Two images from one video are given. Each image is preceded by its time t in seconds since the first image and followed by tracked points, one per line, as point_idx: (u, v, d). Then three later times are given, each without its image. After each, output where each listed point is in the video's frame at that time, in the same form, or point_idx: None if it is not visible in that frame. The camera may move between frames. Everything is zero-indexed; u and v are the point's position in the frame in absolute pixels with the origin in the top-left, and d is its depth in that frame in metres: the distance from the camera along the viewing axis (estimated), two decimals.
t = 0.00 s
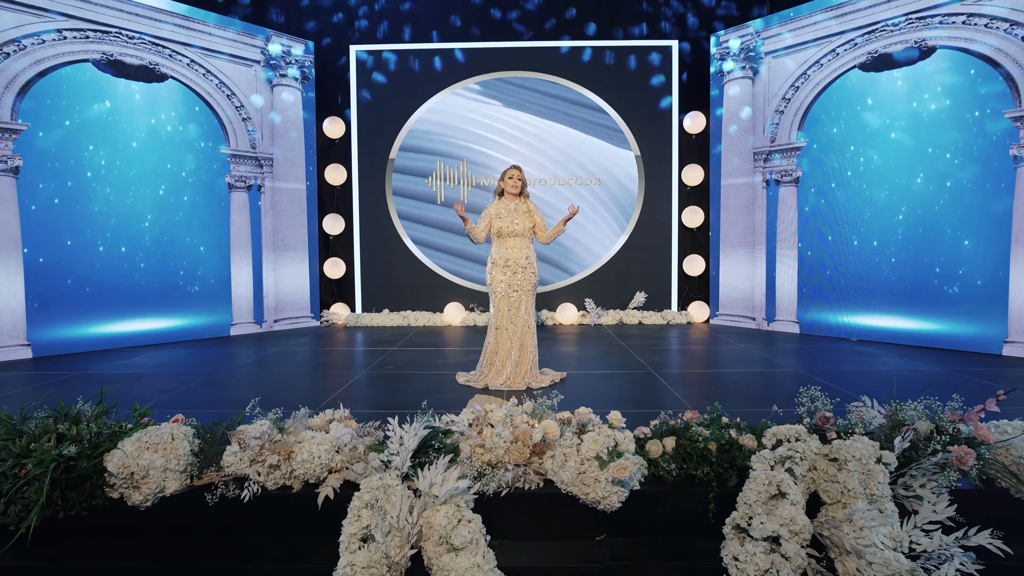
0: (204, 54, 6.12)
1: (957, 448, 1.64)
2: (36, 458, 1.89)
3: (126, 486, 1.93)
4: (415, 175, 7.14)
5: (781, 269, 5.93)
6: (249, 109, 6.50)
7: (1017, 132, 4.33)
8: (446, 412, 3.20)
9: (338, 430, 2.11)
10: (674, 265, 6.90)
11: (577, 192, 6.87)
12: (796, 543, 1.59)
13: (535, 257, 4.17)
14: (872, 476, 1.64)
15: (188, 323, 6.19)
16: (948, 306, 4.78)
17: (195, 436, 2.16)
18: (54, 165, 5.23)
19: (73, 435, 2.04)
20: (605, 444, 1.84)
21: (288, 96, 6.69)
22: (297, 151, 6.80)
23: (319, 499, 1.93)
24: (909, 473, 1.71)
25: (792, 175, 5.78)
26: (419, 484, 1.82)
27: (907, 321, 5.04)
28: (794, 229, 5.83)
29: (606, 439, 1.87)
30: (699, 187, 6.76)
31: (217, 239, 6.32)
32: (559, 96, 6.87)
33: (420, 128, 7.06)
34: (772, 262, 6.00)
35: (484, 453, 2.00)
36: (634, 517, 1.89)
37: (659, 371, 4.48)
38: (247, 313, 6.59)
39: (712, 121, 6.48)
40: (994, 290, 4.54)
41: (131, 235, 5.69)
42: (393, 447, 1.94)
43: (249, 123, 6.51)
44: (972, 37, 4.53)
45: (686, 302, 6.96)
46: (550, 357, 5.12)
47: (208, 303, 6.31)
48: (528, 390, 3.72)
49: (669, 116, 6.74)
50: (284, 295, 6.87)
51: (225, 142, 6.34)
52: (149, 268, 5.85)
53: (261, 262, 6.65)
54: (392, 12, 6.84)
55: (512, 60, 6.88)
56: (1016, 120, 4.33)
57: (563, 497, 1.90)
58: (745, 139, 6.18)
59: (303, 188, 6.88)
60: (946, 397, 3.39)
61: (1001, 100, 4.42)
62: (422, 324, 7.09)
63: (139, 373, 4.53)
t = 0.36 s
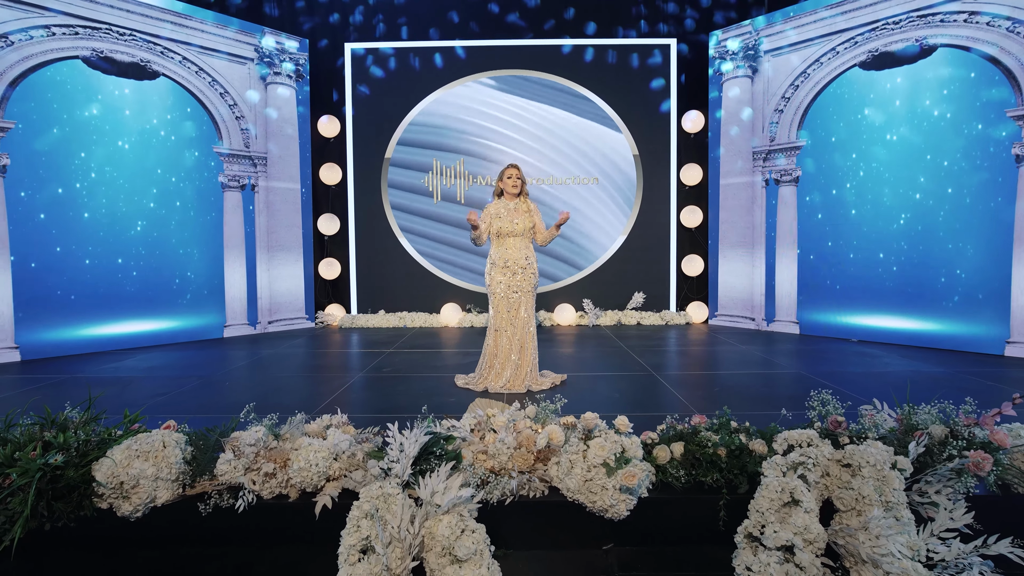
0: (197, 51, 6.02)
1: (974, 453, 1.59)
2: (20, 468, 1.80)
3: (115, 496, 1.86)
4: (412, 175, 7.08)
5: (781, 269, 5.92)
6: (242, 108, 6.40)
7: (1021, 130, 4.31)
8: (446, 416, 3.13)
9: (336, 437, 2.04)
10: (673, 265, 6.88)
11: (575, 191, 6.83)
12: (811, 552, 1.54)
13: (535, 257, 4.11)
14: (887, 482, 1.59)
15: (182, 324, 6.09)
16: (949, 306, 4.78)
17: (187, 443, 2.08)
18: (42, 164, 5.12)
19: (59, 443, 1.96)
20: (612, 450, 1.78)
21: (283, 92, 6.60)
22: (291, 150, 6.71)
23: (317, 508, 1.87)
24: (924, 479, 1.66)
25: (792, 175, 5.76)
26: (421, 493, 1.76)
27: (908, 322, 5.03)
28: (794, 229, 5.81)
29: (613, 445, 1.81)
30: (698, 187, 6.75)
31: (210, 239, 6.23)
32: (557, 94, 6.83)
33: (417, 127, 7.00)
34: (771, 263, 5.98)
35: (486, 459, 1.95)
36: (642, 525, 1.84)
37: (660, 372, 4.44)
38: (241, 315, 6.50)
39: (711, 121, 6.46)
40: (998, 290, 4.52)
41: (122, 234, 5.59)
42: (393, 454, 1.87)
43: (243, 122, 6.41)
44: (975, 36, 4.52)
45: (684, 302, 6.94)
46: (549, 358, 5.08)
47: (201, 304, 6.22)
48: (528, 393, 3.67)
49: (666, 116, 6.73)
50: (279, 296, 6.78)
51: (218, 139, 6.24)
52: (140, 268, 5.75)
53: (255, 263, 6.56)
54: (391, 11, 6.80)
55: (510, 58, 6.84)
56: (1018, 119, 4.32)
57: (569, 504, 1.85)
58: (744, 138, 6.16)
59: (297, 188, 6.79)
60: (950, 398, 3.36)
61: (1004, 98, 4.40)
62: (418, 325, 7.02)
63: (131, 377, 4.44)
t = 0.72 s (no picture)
0: (188, 48, 5.93)
1: (989, 458, 1.55)
2: (2, 479, 1.71)
3: (103, 507, 1.79)
4: (407, 174, 7.02)
5: (779, 269, 5.91)
6: (234, 106, 6.31)
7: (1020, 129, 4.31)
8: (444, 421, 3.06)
9: (333, 444, 1.98)
10: (670, 265, 6.87)
11: (572, 191, 6.80)
12: (825, 562, 1.50)
13: (533, 258, 4.06)
14: (902, 489, 1.55)
15: (173, 326, 5.99)
16: (948, 306, 4.78)
17: (179, 450, 2.01)
18: (29, 163, 5.01)
19: (44, 452, 1.89)
20: (618, 456, 1.74)
21: (277, 87, 6.52)
22: (284, 149, 6.62)
23: (313, 519, 1.81)
24: (938, 485, 1.62)
25: (790, 174, 5.75)
26: (422, 502, 1.70)
27: (907, 322, 5.03)
28: (792, 229, 5.80)
29: (620, 452, 1.76)
30: (695, 187, 6.74)
31: (201, 239, 6.12)
32: (553, 94, 6.79)
33: (412, 126, 6.94)
34: (769, 263, 5.98)
35: (489, 466, 1.90)
36: (651, 534, 1.79)
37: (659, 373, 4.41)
38: (233, 317, 6.41)
39: (709, 120, 6.43)
40: (998, 289, 4.51)
41: (110, 233, 5.47)
42: (393, 461, 1.81)
43: (235, 120, 6.32)
44: (976, 34, 4.50)
45: (681, 303, 6.93)
46: (546, 360, 5.03)
47: (193, 305, 6.12)
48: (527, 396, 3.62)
49: (663, 115, 6.71)
50: (272, 297, 6.69)
51: (208, 138, 6.13)
52: (130, 268, 5.64)
53: (247, 263, 6.47)
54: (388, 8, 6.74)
55: (507, 56, 6.79)
56: (1018, 117, 4.31)
57: (574, 512, 1.80)
58: (740, 138, 6.15)
59: (290, 187, 6.69)
60: (953, 400, 3.33)
61: (1003, 96, 4.40)
62: (414, 326, 6.95)
63: (121, 381, 4.34)
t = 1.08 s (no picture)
0: (178, 46, 5.82)
1: (1005, 464, 1.51)
2: None
3: (90, 520, 1.71)
4: (401, 174, 6.95)
5: (776, 270, 5.90)
6: (225, 104, 6.21)
7: (1018, 128, 4.32)
8: (443, 426, 3.01)
9: (330, 451, 1.92)
10: (667, 266, 6.85)
11: (568, 190, 6.77)
12: (839, 572, 1.45)
13: (531, 258, 4.01)
14: (916, 495, 1.51)
15: (164, 328, 5.88)
16: (947, 306, 4.78)
17: (169, 459, 1.94)
18: (14, 162, 4.89)
19: (28, 462, 1.81)
20: (626, 463, 1.69)
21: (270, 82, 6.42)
22: (277, 147, 6.52)
23: (310, 531, 1.74)
24: (952, 491, 1.59)
25: (787, 174, 5.74)
26: (422, 511, 1.65)
27: (905, 322, 5.03)
28: (790, 229, 5.78)
29: (627, 459, 1.71)
30: (691, 186, 6.73)
31: (192, 239, 6.02)
32: (550, 92, 6.75)
33: (407, 124, 6.87)
34: (766, 263, 5.97)
35: (491, 474, 1.85)
36: (660, 543, 1.74)
37: (658, 375, 4.37)
38: (225, 318, 6.31)
39: (706, 119, 6.42)
40: (997, 289, 4.52)
41: (99, 233, 5.36)
42: (393, 469, 1.75)
43: (227, 119, 6.23)
44: (975, 33, 4.52)
45: (678, 303, 6.91)
46: (544, 362, 4.98)
47: (183, 307, 6.01)
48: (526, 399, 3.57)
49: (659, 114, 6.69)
50: (264, 299, 6.60)
51: (198, 137, 6.02)
52: (120, 269, 5.53)
53: (239, 265, 6.37)
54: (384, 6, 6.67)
55: (503, 54, 6.74)
56: (1016, 117, 4.31)
57: (579, 521, 1.76)
58: (738, 138, 6.14)
59: (283, 187, 6.60)
60: (955, 401, 3.32)
61: (1001, 95, 4.41)
62: (408, 328, 6.87)
63: (111, 385, 4.25)
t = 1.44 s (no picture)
0: (168, 43, 5.72)
1: None
2: None
3: (76, 535, 1.64)
4: (395, 174, 6.88)
5: (773, 270, 5.89)
6: (216, 102, 6.10)
7: (1017, 128, 4.33)
8: (443, 432, 2.95)
9: (328, 460, 1.85)
10: (663, 266, 6.83)
11: (564, 190, 6.73)
12: None
13: (530, 258, 3.96)
14: (933, 503, 1.47)
15: (153, 331, 5.77)
16: (945, 306, 4.79)
17: (160, 469, 1.87)
18: None
19: (10, 474, 1.73)
20: (634, 472, 1.64)
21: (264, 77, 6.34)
22: (269, 147, 6.43)
23: (307, 543, 1.69)
24: (968, 497, 1.55)
25: (784, 173, 5.74)
26: (425, 523, 1.59)
27: (902, 322, 5.04)
28: (787, 229, 5.78)
29: (635, 467, 1.67)
30: (688, 186, 6.71)
31: (182, 239, 5.91)
32: (546, 92, 6.71)
33: (402, 123, 6.80)
34: (763, 263, 5.97)
35: (494, 483, 1.81)
36: (670, 555, 1.69)
37: (657, 376, 4.34)
38: (216, 320, 6.20)
39: (703, 119, 6.40)
40: (995, 289, 4.53)
41: (86, 233, 5.25)
42: (393, 479, 1.70)
43: (218, 117, 6.12)
44: (972, 32, 4.52)
45: (675, 304, 6.90)
46: (541, 364, 4.94)
47: (174, 309, 5.90)
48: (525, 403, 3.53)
49: (655, 114, 6.67)
50: (256, 300, 6.50)
51: (188, 136, 5.92)
52: (108, 270, 5.42)
53: (231, 266, 6.27)
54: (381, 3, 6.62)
55: (500, 53, 6.69)
56: (1016, 116, 4.32)
57: (586, 532, 1.71)
58: (734, 138, 6.13)
59: (275, 187, 6.51)
60: (959, 403, 3.29)
61: (1000, 94, 4.42)
62: (403, 329, 6.80)
63: (98, 389, 4.14)
